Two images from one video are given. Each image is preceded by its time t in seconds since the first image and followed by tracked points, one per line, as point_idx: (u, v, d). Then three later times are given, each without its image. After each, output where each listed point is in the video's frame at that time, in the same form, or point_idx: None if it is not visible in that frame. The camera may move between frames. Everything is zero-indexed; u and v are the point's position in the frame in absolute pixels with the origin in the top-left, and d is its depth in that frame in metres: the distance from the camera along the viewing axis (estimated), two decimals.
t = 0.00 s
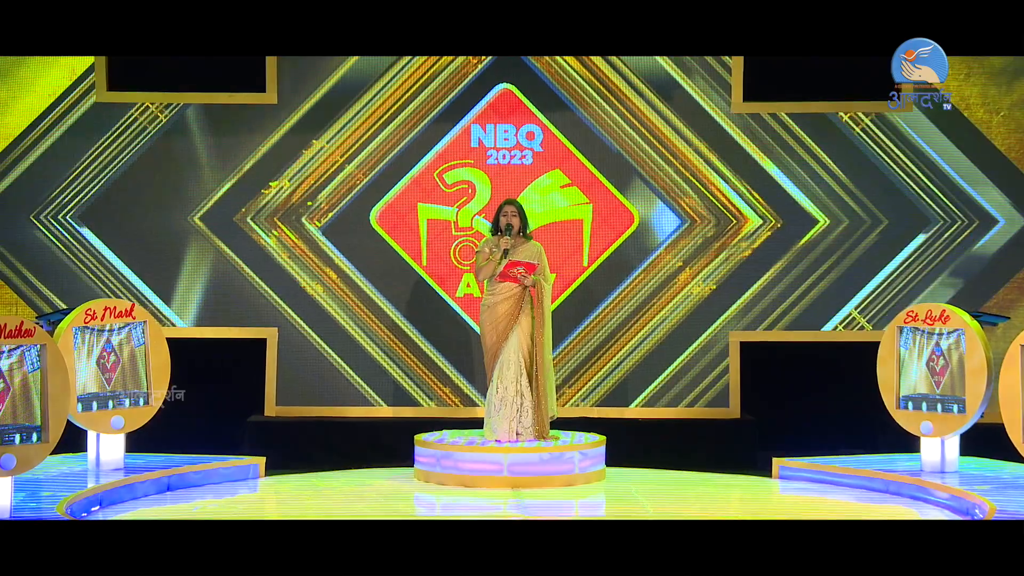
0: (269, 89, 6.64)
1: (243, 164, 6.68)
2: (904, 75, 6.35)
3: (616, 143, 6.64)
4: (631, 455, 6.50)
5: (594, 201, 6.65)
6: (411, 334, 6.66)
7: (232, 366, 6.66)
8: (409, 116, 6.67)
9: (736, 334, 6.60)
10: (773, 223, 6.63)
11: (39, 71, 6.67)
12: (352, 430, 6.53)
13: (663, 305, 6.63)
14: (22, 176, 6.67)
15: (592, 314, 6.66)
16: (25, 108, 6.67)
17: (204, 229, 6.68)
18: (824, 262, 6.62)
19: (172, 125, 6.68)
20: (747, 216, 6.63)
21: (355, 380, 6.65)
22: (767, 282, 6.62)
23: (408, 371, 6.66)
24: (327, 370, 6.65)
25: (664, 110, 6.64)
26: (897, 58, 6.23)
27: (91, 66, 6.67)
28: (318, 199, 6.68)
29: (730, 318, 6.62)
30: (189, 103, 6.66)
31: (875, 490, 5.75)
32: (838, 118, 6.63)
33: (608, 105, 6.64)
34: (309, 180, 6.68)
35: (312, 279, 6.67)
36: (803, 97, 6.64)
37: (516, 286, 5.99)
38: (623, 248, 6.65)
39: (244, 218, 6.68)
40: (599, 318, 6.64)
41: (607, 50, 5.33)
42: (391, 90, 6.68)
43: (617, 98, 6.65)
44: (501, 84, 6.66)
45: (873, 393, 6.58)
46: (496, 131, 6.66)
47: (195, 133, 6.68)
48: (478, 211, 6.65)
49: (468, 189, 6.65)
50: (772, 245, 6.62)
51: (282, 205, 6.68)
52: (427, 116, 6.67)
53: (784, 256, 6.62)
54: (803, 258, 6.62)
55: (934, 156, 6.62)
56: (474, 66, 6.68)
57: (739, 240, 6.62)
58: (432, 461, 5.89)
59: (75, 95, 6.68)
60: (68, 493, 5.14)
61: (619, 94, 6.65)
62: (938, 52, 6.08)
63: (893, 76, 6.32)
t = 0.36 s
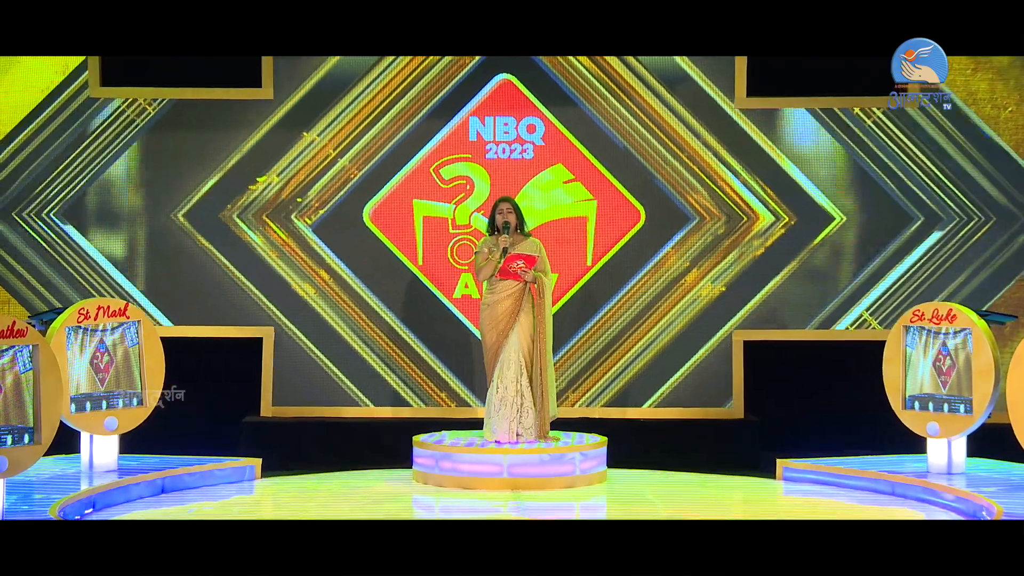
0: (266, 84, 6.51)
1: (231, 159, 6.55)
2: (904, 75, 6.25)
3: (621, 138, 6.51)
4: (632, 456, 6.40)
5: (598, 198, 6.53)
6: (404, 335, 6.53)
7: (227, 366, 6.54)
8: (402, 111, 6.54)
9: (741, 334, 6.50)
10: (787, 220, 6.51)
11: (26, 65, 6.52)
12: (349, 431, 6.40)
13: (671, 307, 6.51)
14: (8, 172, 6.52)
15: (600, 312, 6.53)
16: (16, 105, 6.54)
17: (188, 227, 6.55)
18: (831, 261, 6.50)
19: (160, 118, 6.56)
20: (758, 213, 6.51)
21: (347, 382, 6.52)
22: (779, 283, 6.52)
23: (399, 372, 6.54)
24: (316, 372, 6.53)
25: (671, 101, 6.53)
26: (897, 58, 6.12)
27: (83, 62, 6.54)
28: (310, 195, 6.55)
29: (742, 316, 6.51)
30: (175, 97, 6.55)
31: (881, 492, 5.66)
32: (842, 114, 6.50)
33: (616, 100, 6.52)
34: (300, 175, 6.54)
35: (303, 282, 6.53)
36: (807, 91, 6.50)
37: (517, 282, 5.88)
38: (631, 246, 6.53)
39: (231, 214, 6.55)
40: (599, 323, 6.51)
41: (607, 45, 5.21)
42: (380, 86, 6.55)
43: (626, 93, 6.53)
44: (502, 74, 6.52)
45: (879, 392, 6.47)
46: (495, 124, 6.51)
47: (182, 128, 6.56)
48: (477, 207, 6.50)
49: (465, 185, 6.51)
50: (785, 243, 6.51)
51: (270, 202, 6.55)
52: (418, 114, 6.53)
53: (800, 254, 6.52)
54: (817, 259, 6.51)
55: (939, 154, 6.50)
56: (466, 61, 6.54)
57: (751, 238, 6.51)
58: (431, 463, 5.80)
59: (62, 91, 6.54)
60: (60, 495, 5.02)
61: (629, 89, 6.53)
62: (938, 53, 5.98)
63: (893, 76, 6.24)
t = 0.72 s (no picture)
0: (261, 78, 6.36)
1: (217, 152, 6.39)
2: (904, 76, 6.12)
3: (626, 132, 6.38)
4: (634, 456, 6.26)
5: (602, 193, 6.38)
6: (399, 336, 6.39)
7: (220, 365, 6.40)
8: (397, 103, 6.40)
9: (744, 333, 6.35)
10: (799, 216, 6.36)
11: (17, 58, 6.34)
12: (348, 430, 6.26)
13: (678, 307, 6.37)
14: None
15: (605, 311, 6.39)
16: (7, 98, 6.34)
17: (173, 222, 6.39)
18: (836, 259, 6.36)
19: (149, 112, 6.38)
20: (769, 208, 6.36)
21: (340, 382, 6.39)
22: (796, 280, 6.37)
23: (391, 374, 6.40)
24: (310, 371, 6.40)
25: (678, 91, 6.37)
26: (896, 58, 6.02)
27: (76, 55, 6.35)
28: (301, 190, 6.40)
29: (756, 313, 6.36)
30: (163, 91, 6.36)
31: (886, 492, 5.57)
32: (849, 110, 6.34)
33: (622, 94, 6.38)
34: (293, 168, 6.40)
35: (294, 283, 6.40)
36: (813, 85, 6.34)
37: (517, 280, 5.79)
38: (636, 242, 6.39)
39: (218, 211, 6.39)
40: (605, 321, 6.38)
41: (608, 39, 5.10)
42: (368, 80, 6.41)
43: (633, 86, 6.39)
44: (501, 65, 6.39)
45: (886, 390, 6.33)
46: (495, 116, 6.38)
47: (170, 122, 6.39)
48: (476, 203, 6.39)
49: (464, 179, 6.38)
50: (799, 240, 6.36)
51: (259, 197, 6.40)
52: (411, 109, 6.40)
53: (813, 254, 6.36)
54: (829, 259, 6.36)
55: (943, 155, 6.35)
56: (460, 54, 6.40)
57: (762, 234, 6.36)
58: (429, 463, 5.71)
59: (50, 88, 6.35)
60: (53, 496, 4.92)
61: (636, 82, 6.39)
62: (938, 52, 5.86)
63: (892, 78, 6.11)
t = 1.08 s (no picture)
0: (257, 69, 6.16)
1: (204, 143, 6.19)
2: (903, 76, 5.88)
3: (631, 123, 6.20)
4: (636, 452, 6.13)
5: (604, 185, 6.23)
6: (396, 336, 6.24)
7: (210, 359, 6.18)
8: (391, 93, 6.21)
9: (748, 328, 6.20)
10: (812, 211, 6.20)
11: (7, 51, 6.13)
12: (347, 428, 6.13)
13: (685, 304, 6.22)
14: None
15: (609, 307, 6.24)
16: None
17: (159, 217, 6.21)
18: (842, 253, 6.20)
19: (136, 104, 6.17)
20: (780, 201, 6.20)
21: (333, 378, 6.24)
22: (807, 277, 6.21)
23: (384, 372, 6.24)
24: (301, 368, 6.23)
25: (687, 80, 6.20)
26: (896, 58, 5.70)
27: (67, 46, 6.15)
28: (292, 183, 6.22)
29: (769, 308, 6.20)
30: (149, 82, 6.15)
31: (892, 490, 5.47)
32: (857, 103, 6.16)
33: (628, 84, 6.20)
34: (284, 159, 6.21)
35: (284, 280, 6.22)
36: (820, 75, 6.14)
37: (518, 273, 5.71)
38: (640, 237, 6.22)
39: (205, 205, 6.21)
40: (610, 319, 6.23)
41: (599, 18, 4.91)
42: (361, 70, 6.20)
43: (638, 75, 6.21)
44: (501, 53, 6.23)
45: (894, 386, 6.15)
46: (495, 105, 6.19)
47: (157, 114, 6.18)
48: (474, 195, 6.23)
49: (462, 171, 6.21)
50: (813, 233, 6.20)
51: (248, 190, 6.22)
52: (403, 103, 6.21)
53: (823, 251, 6.20)
54: (845, 254, 6.20)
55: (948, 151, 6.15)
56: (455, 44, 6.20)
57: (772, 229, 6.20)
58: (428, 460, 5.62)
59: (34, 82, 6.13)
60: (47, 495, 4.84)
61: (643, 72, 6.20)
62: (939, 52, 5.58)
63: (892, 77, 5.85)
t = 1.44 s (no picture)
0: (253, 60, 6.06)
1: (192, 133, 6.10)
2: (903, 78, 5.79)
3: (636, 114, 6.11)
4: (637, 449, 6.06)
5: (608, 177, 6.13)
6: (392, 334, 6.13)
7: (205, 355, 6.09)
8: (385, 84, 6.12)
9: (751, 323, 6.10)
10: (824, 204, 6.12)
11: None
12: (346, 426, 6.05)
13: (691, 301, 6.12)
14: None
15: (613, 304, 6.13)
16: None
17: (143, 211, 6.12)
18: (850, 248, 6.11)
19: (122, 97, 6.08)
20: (791, 195, 6.12)
21: (333, 372, 6.13)
22: (819, 273, 6.11)
23: (378, 370, 6.13)
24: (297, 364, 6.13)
25: (695, 70, 6.11)
26: (896, 58, 5.66)
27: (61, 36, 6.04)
28: (285, 175, 6.12)
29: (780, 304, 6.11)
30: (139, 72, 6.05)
31: (898, 488, 5.38)
32: (864, 92, 6.06)
33: (633, 74, 6.12)
34: (277, 149, 6.12)
35: (272, 276, 6.12)
36: (824, 66, 6.06)
37: (517, 270, 5.62)
38: (646, 231, 6.13)
39: (194, 198, 6.12)
40: (614, 316, 6.12)
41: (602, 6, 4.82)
42: (355, 59, 6.11)
43: (644, 66, 6.12)
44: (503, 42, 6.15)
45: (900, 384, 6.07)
46: (495, 95, 6.10)
47: (145, 107, 6.09)
48: (473, 188, 6.13)
49: (461, 163, 6.12)
50: (828, 226, 6.11)
51: (239, 182, 6.13)
52: (398, 94, 6.12)
53: (834, 248, 6.11)
54: (858, 248, 6.11)
55: (951, 147, 6.06)
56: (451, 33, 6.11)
57: (782, 223, 6.11)
58: (427, 458, 5.53)
59: (14, 82, 6.03)
60: (40, 493, 4.76)
61: (650, 63, 6.12)
62: (938, 51, 5.55)
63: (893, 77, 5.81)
